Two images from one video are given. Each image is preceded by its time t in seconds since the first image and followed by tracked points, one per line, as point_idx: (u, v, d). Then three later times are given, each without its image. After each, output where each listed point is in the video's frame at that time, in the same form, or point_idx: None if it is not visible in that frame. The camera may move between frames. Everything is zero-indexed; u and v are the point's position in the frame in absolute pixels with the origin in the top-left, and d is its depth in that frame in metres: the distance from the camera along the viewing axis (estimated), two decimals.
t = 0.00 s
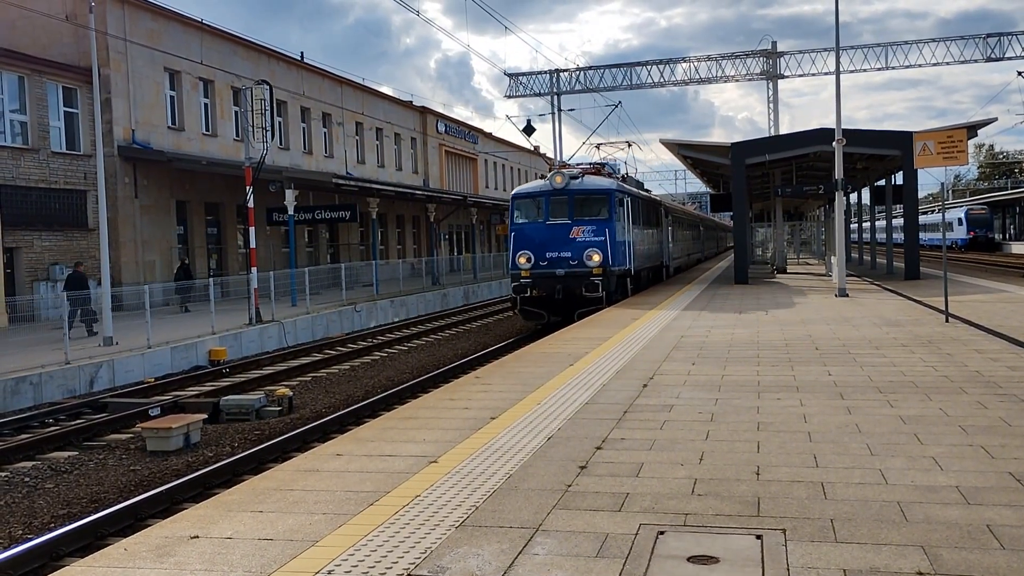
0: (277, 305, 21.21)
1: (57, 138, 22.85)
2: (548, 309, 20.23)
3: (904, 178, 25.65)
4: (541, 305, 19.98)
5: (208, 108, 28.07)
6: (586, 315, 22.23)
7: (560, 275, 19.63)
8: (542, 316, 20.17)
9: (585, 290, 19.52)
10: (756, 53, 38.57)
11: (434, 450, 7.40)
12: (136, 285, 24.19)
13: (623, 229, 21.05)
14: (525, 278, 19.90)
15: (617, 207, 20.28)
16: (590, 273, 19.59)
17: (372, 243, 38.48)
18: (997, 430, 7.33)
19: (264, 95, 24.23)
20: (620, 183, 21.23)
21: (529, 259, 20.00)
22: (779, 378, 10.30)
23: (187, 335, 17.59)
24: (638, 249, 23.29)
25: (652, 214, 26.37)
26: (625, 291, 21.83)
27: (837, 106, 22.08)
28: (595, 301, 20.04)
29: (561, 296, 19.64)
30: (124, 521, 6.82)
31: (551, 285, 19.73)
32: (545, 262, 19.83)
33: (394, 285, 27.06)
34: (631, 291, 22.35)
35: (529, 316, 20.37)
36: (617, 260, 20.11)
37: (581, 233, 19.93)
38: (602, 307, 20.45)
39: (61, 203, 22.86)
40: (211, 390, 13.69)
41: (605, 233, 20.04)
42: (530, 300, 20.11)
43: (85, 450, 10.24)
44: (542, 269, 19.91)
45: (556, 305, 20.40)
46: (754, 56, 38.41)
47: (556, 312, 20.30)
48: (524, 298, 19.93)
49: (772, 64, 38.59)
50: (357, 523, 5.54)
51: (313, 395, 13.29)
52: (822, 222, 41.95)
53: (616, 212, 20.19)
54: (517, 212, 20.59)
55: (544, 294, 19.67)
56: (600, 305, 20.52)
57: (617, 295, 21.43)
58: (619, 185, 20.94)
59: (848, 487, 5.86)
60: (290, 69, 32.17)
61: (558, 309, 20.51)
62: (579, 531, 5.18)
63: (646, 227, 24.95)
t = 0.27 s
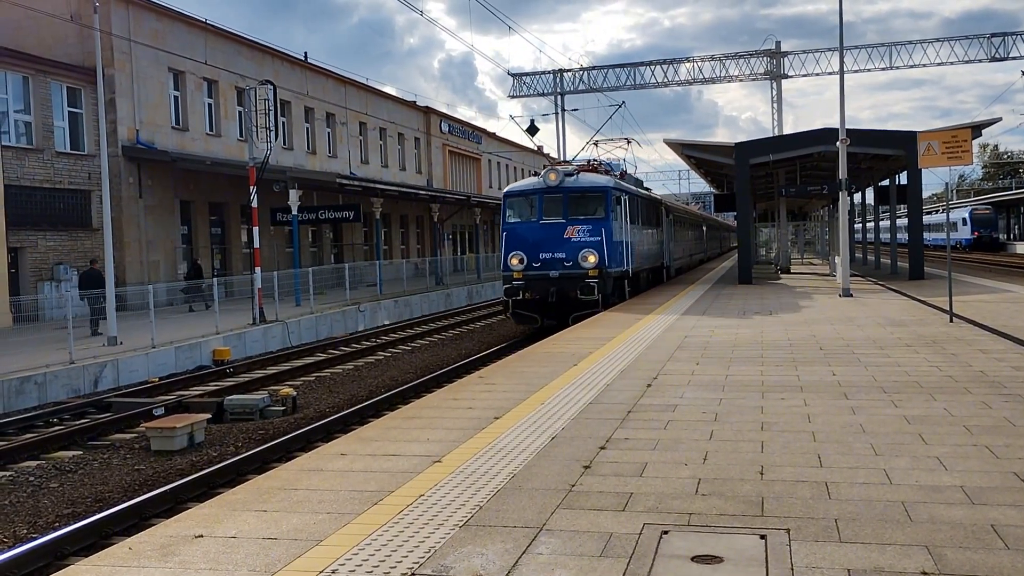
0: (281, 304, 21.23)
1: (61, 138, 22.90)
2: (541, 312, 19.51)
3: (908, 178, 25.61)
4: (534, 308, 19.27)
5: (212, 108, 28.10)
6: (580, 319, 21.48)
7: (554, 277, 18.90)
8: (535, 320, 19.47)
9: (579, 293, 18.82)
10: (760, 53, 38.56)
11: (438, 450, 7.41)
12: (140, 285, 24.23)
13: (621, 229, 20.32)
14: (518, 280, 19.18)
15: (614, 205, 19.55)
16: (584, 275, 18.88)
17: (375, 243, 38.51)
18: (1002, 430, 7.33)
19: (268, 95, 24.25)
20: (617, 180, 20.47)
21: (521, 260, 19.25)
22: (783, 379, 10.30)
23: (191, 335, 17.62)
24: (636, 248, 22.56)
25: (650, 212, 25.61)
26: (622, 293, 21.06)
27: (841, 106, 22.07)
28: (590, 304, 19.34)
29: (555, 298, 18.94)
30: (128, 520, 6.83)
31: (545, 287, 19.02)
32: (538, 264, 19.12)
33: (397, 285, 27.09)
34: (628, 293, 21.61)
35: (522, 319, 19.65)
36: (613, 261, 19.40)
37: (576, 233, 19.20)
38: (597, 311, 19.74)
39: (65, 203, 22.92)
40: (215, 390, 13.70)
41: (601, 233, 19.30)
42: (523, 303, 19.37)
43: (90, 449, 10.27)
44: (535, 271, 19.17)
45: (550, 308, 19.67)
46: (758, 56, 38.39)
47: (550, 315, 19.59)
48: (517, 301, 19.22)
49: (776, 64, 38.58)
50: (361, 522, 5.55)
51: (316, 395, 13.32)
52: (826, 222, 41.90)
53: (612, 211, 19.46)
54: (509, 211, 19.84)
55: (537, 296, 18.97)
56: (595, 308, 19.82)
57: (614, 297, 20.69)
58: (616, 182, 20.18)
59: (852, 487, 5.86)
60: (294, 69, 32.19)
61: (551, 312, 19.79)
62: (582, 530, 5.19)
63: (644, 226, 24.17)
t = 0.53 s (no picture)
0: (286, 304, 21.28)
1: (68, 139, 22.97)
2: (535, 316, 18.44)
3: (914, 177, 25.55)
4: (528, 312, 18.17)
5: (218, 108, 28.16)
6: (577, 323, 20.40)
7: (548, 279, 17.85)
8: (529, 324, 18.41)
9: (575, 296, 17.73)
10: (766, 52, 38.48)
11: (444, 450, 7.40)
12: (147, 285, 24.31)
13: (620, 228, 19.27)
14: (511, 282, 18.12)
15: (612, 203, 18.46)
16: (581, 277, 17.82)
17: (381, 243, 38.58)
18: (1008, 430, 7.31)
19: (273, 95, 24.26)
20: (616, 177, 19.39)
21: (514, 261, 18.22)
22: (789, 378, 10.29)
23: (197, 334, 17.67)
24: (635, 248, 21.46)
25: (649, 210, 24.57)
26: (619, 295, 20.06)
27: (847, 106, 22.02)
28: (587, 308, 18.26)
29: (549, 302, 17.87)
30: (135, 519, 6.85)
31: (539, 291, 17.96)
32: (532, 265, 18.06)
33: (402, 285, 27.12)
34: (627, 295, 20.54)
35: (514, 324, 18.58)
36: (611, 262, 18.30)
37: (572, 233, 18.13)
38: (595, 315, 18.65)
39: (72, 203, 22.99)
40: (221, 390, 13.71)
41: (598, 232, 18.22)
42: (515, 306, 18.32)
43: (96, 448, 10.30)
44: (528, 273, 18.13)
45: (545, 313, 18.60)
46: (763, 56, 38.31)
47: (545, 319, 18.52)
48: (510, 304, 18.16)
49: (782, 63, 38.50)
50: (367, 522, 5.56)
51: (323, 395, 13.35)
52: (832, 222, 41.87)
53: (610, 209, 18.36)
54: (501, 209, 18.78)
55: (531, 299, 17.90)
56: (593, 312, 18.74)
57: (611, 300, 19.62)
58: (614, 179, 19.08)
59: (858, 487, 5.85)
60: (300, 69, 32.23)
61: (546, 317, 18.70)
62: (589, 530, 5.19)
63: (644, 225, 23.08)
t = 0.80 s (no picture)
0: (292, 304, 21.30)
1: (74, 139, 23.04)
2: (526, 323, 17.35)
3: (921, 177, 25.50)
4: (520, 317, 17.14)
5: (224, 108, 28.21)
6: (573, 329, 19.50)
7: (541, 282, 16.76)
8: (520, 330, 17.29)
9: (570, 299, 16.67)
10: (772, 52, 38.46)
11: (449, 450, 7.40)
12: (153, 285, 24.36)
13: (615, 229, 18.28)
14: (502, 285, 17.05)
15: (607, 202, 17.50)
16: (575, 279, 16.75)
17: (386, 243, 38.63)
18: (1015, 431, 7.30)
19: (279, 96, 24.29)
20: (612, 175, 18.48)
21: (505, 263, 17.13)
22: (795, 379, 10.29)
23: (203, 334, 17.71)
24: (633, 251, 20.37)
25: (649, 210, 23.48)
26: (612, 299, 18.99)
27: (854, 106, 21.99)
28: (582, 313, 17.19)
29: (542, 306, 16.77)
30: (141, 518, 6.88)
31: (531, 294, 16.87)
32: (524, 267, 17.00)
33: (408, 285, 27.12)
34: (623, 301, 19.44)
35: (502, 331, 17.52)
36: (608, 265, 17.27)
37: (567, 233, 17.11)
38: (589, 321, 17.58)
39: (78, 203, 23.06)
40: (226, 390, 13.72)
41: (594, 232, 17.22)
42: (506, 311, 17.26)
43: (103, 448, 10.33)
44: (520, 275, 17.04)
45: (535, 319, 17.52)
46: (769, 56, 38.28)
47: (537, 325, 17.40)
48: (500, 308, 17.07)
49: (788, 63, 38.47)
50: (374, 521, 5.57)
51: (328, 395, 13.37)
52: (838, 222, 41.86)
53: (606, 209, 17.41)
54: (492, 208, 17.77)
55: (523, 303, 16.85)
56: (587, 319, 17.66)
57: (606, 305, 18.56)
58: (610, 177, 18.15)
59: (865, 488, 5.84)
60: (306, 69, 32.29)
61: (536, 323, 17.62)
62: (594, 530, 5.19)
63: (642, 226, 22.00)
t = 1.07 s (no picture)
0: (297, 304, 21.33)
1: (80, 139, 23.11)
2: (516, 327, 16.56)
3: (927, 178, 25.44)
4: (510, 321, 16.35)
5: (229, 108, 28.25)
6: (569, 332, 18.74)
7: (531, 284, 15.95)
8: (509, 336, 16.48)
9: (561, 303, 15.84)
10: (777, 52, 38.38)
11: (454, 450, 7.39)
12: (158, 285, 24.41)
13: (612, 228, 17.38)
14: (491, 287, 16.26)
15: (603, 200, 16.62)
16: (568, 282, 15.93)
17: (391, 243, 38.67)
18: (1021, 431, 7.29)
19: (284, 96, 24.30)
20: (610, 172, 17.57)
21: (494, 264, 16.31)
22: (800, 379, 10.28)
23: (209, 334, 17.74)
24: (632, 251, 19.38)
25: (653, 206, 22.41)
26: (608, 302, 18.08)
27: (859, 106, 21.94)
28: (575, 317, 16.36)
29: (532, 310, 15.96)
30: (147, 517, 6.90)
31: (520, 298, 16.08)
32: (514, 268, 16.21)
33: (413, 285, 27.14)
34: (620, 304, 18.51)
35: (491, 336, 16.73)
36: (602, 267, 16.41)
37: (560, 232, 16.28)
38: (582, 325, 16.75)
39: (84, 202, 23.13)
40: (231, 389, 13.73)
41: (588, 232, 16.35)
42: (495, 315, 16.46)
43: (109, 447, 10.36)
44: (509, 277, 16.22)
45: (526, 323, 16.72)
46: (775, 55, 38.20)
47: (528, 330, 16.58)
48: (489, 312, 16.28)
49: (793, 63, 38.38)
50: (379, 520, 5.57)
51: (333, 394, 13.38)
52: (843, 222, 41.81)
53: (601, 207, 16.53)
54: (481, 206, 16.94)
55: (513, 307, 16.06)
56: (580, 323, 16.83)
57: (601, 308, 17.68)
58: (606, 174, 17.25)
59: (870, 488, 5.84)
60: (310, 69, 32.31)
61: (527, 327, 16.80)
62: (599, 530, 5.19)
63: (644, 224, 20.98)
